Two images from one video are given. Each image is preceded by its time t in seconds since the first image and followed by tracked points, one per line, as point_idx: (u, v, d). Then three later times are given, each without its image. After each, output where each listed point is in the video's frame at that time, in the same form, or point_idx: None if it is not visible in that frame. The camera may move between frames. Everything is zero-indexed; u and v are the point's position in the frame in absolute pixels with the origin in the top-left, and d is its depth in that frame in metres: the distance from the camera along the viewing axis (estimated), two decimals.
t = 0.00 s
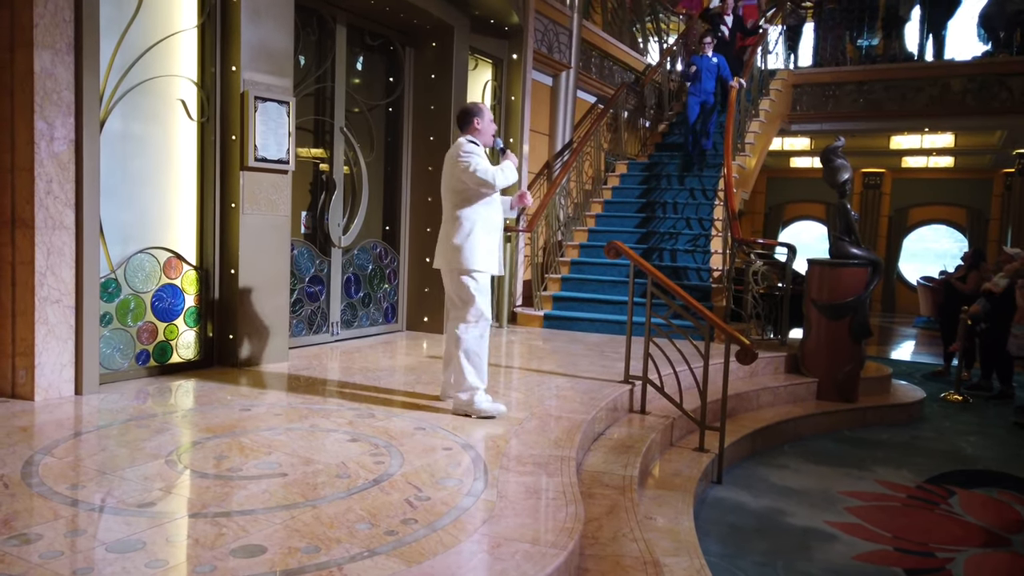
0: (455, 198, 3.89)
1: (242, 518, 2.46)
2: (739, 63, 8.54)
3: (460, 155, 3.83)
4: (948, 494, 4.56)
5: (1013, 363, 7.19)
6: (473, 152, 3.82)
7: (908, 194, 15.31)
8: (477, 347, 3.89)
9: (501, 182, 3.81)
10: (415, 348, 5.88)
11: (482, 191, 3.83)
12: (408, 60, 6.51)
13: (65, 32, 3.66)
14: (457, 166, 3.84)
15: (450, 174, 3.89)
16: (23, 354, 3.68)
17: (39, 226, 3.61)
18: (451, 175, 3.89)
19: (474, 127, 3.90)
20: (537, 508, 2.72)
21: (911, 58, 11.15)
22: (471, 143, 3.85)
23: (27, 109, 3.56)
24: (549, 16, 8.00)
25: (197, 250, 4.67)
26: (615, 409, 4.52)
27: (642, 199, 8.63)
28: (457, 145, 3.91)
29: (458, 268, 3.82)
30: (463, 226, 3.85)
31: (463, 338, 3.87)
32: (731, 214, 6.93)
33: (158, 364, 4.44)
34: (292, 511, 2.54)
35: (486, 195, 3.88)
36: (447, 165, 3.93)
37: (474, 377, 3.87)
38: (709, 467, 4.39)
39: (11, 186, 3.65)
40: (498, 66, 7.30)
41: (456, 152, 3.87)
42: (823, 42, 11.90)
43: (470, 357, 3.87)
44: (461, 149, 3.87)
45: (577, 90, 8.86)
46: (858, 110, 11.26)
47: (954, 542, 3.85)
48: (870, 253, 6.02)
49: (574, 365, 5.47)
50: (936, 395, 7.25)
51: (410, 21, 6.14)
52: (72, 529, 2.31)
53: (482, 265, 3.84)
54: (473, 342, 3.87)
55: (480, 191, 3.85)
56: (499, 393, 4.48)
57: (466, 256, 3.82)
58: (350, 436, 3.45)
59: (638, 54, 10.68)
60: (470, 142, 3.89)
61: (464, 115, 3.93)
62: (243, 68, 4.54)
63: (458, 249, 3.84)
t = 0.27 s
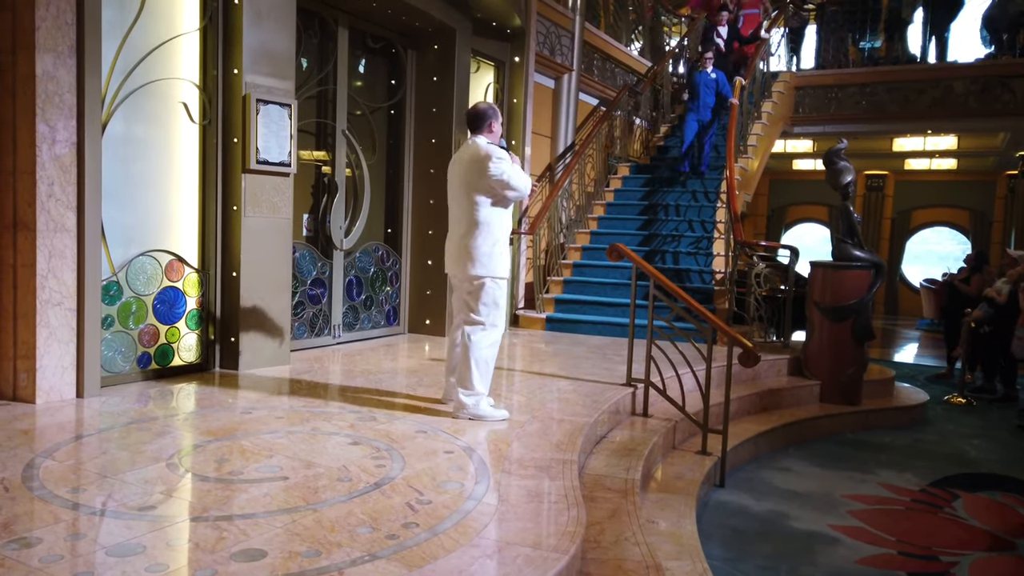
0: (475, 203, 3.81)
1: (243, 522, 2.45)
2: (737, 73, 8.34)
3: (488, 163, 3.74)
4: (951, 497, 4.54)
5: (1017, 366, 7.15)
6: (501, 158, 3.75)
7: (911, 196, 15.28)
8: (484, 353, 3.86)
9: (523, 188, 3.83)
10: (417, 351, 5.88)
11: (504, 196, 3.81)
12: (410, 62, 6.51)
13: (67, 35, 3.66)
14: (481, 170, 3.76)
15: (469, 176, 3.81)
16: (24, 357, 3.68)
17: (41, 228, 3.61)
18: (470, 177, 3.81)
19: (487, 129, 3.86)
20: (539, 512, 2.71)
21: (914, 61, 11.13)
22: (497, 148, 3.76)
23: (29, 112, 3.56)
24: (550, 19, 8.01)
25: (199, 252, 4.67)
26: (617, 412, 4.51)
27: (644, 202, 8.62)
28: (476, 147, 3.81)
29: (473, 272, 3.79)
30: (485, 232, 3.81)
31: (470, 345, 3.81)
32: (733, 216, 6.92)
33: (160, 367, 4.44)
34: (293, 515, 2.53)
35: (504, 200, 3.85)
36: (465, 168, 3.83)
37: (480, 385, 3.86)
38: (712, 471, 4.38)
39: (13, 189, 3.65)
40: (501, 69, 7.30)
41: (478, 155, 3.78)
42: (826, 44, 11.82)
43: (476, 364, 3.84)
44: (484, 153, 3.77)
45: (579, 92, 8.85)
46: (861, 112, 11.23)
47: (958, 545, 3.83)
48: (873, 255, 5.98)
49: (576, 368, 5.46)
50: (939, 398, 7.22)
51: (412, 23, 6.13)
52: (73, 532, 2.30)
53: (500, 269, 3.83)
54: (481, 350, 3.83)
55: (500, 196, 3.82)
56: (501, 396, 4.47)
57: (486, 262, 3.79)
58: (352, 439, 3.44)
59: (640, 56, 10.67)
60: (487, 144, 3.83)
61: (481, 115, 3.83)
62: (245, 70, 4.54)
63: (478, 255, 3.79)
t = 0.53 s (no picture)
0: (490, 208, 3.78)
1: (245, 524, 2.45)
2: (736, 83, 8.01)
3: (507, 169, 3.73)
4: (954, 500, 4.53)
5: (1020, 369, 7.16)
6: (518, 164, 3.75)
7: (913, 199, 15.26)
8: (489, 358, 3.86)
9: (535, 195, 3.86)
10: (419, 353, 5.88)
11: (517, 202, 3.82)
12: (411, 65, 6.52)
13: (69, 39, 3.67)
14: (496, 176, 3.75)
15: (481, 181, 3.78)
16: (27, 359, 3.69)
17: (43, 231, 3.62)
18: (482, 181, 3.78)
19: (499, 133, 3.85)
20: (540, 514, 2.71)
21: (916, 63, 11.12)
22: (515, 153, 3.74)
23: (32, 115, 3.57)
24: (551, 22, 8.02)
25: (201, 255, 4.67)
26: (619, 414, 4.51)
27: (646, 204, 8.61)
28: (491, 151, 3.77)
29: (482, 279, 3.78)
30: (500, 237, 3.80)
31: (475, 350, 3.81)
32: (735, 218, 6.92)
33: (162, 370, 4.45)
34: (295, 517, 2.53)
35: (516, 204, 3.85)
36: (479, 171, 3.79)
37: (481, 388, 3.87)
38: (713, 473, 4.37)
39: (15, 192, 3.66)
40: (502, 71, 7.30)
41: (493, 160, 3.75)
42: (828, 46, 11.87)
43: (478, 368, 3.84)
44: (501, 159, 3.74)
45: (580, 95, 8.86)
46: (863, 114, 11.24)
47: (960, 548, 3.82)
48: (875, 257, 5.96)
49: (577, 370, 5.45)
50: (942, 401, 7.21)
51: (414, 26, 6.14)
52: (75, 535, 2.31)
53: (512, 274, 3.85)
54: (486, 355, 3.83)
55: (512, 201, 3.82)
56: (502, 399, 4.47)
57: (499, 267, 3.79)
58: (353, 441, 3.44)
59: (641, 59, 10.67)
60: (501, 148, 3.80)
61: (494, 118, 3.82)
62: (246, 74, 4.56)
63: (493, 260, 3.78)
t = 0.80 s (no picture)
0: (507, 217, 3.79)
1: (259, 531, 2.46)
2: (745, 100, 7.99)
3: (524, 177, 3.74)
4: (971, 508, 4.48)
5: None
6: (533, 172, 3.77)
7: (926, 204, 15.15)
8: (504, 366, 3.87)
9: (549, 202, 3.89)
10: (431, 360, 5.89)
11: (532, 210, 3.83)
12: (422, 74, 6.55)
13: (85, 50, 3.72)
14: (512, 185, 3.76)
15: (497, 191, 3.78)
16: (43, 367, 3.72)
17: (60, 240, 3.66)
18: (498, 191, 3.78)
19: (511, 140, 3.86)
20: (553, 521, 2.70)
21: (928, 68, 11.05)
22: (529, 162, 3.76)
23: (48, 125, 3.62)
24: (562, 29, 8.06)
25: (214, 263, 4.70)
26: (631, 421, 4.49)
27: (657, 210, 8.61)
28: (506, 159, 3.77)
29: (496, 287, 3.79)
30: (518, 246, 3.81)
31: (490, 357, 3.83)
32: (747, 224, 6.90)
33: (176, 377, 4.48)
34: (308, 524, 2.53)
35: (531, 212, 3.87)
36: (494, 180, 3.79)
37: (495, 396, 3.90)
38: (727, 481, 4.35)
39: (32, 201, 3.70)
40: (512, 79, 7.33)
41: (508, 169, 3.76)
42: (838, 52, 11.78)
43: (493, 376, 3.86)
44: (516, 167, 3.75)
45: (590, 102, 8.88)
46: (875, 119, 11.18)
47: (979, 556, 3.78)
48: (889, 263, 5.95)
49: (590, 377, 5.44)
50: (958, 407, 7.14)
51: (425, 35, 6.18)
52: (91, 541, 2.32)
53: (530, 282, 3.85)
54: (500, 363, 3.86)
55: (528, 209, 3.83)
56: (514, 406, 4.46)
57: (519, 275, 3.79)
58: (366, 448, 3.45)
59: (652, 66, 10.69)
60: (515, 157, 3.81)
61: (506, 125, 3.83)
62: (259, 83, 4.59)
63: (512, 269, 3.78)
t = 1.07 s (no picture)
0: (531, 226, 3.79)
1: (286, 539, 2.47)
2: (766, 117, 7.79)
3: (548, 186, 3.75)
4: (1006, 520, 4.38)
5: None
6: (557, 180, 3.78)
7: (955, 210, 14.91)
8: (528, 376, 3.87)
9: (572, 211, 3.90)
10: (453, 369, 5.90)
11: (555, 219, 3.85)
12: (445, 84, 6.58)
13: (116, 64, 3.78)
14: (536, 194, 3.76)
15: (520, 200, 3.79)
16: (74, 376, 3.78)
17: (91, 251, 3.72)
18: (522, 199, 3.79)
19: (534, 148, 3.87)
20: (578, 531, 2.68)
21: (955, 73, 10.89)
22: (553, 170, 3.77)
23: (80, 138, 3.68)
24: (584, 38, 8.06)
25: (241, 272, 4.75)
26: (655, 431, 4.46)
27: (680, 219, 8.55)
28: (530, 168, 3.78)
29: (519, 296, 3.79)
30: (542, 254, 3.81)
31: (514, 367, 3.83)
32: (771, 232, 6.84)
33: (203, 386, 4.53)
34: (335, 533, 2.54)
35: (555, 220, 3.88)
36: (518, 189, 3.80)
37: (518, 405, 3.89)
38: (754, 491, 4.29)
39: (64, 213, 3.77)
40: (534, 88, 7.35)
41: (532, 178, 3.76)
42: (863, 58, 11.58)
43: (517, 386, 3.86)
44: (541, 176, 3.76)
45: (612, 110, 8.86)
46: (902, 125, 11.16)
47: (1014, 570, 3.69)
48: (917, 271, 5.87)
49: (613, 386, 5.41)
50: (990, 417, 7.00)
51: (447, 46, 6.21)
52: (121, 549, 2.35)
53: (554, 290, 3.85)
54: (524, 372, 3.85)
55: (551, 217, 3.84)
56: (537, 415, 4.45)
57: (543, 284, 3.79)
58: (390, 457, 3.45)
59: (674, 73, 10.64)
60: (539, 165, 3.82)
61: (530, 133, 3.85)
62: (285, 94, 4.65)
63: (537, 277, 3.78)
